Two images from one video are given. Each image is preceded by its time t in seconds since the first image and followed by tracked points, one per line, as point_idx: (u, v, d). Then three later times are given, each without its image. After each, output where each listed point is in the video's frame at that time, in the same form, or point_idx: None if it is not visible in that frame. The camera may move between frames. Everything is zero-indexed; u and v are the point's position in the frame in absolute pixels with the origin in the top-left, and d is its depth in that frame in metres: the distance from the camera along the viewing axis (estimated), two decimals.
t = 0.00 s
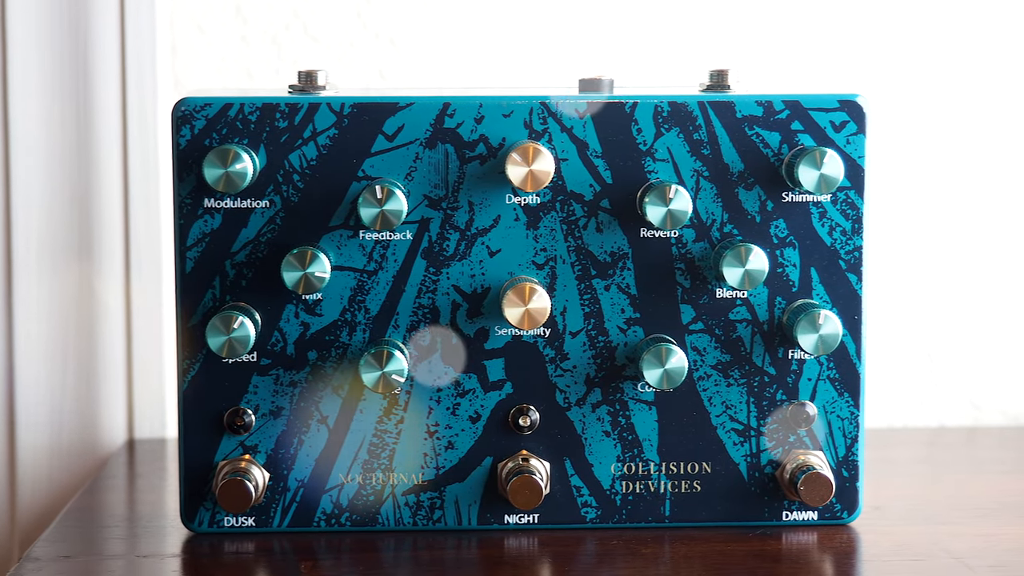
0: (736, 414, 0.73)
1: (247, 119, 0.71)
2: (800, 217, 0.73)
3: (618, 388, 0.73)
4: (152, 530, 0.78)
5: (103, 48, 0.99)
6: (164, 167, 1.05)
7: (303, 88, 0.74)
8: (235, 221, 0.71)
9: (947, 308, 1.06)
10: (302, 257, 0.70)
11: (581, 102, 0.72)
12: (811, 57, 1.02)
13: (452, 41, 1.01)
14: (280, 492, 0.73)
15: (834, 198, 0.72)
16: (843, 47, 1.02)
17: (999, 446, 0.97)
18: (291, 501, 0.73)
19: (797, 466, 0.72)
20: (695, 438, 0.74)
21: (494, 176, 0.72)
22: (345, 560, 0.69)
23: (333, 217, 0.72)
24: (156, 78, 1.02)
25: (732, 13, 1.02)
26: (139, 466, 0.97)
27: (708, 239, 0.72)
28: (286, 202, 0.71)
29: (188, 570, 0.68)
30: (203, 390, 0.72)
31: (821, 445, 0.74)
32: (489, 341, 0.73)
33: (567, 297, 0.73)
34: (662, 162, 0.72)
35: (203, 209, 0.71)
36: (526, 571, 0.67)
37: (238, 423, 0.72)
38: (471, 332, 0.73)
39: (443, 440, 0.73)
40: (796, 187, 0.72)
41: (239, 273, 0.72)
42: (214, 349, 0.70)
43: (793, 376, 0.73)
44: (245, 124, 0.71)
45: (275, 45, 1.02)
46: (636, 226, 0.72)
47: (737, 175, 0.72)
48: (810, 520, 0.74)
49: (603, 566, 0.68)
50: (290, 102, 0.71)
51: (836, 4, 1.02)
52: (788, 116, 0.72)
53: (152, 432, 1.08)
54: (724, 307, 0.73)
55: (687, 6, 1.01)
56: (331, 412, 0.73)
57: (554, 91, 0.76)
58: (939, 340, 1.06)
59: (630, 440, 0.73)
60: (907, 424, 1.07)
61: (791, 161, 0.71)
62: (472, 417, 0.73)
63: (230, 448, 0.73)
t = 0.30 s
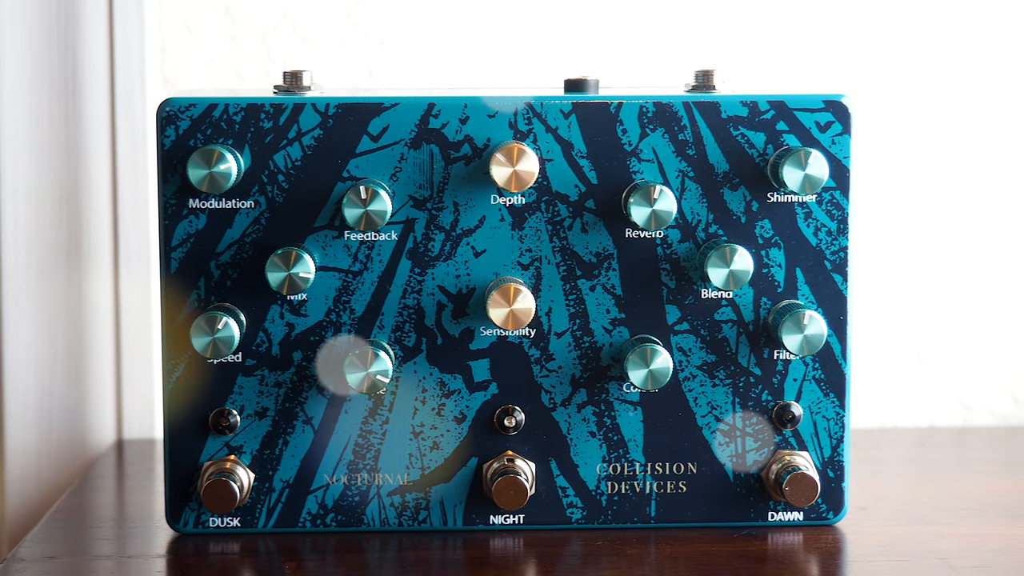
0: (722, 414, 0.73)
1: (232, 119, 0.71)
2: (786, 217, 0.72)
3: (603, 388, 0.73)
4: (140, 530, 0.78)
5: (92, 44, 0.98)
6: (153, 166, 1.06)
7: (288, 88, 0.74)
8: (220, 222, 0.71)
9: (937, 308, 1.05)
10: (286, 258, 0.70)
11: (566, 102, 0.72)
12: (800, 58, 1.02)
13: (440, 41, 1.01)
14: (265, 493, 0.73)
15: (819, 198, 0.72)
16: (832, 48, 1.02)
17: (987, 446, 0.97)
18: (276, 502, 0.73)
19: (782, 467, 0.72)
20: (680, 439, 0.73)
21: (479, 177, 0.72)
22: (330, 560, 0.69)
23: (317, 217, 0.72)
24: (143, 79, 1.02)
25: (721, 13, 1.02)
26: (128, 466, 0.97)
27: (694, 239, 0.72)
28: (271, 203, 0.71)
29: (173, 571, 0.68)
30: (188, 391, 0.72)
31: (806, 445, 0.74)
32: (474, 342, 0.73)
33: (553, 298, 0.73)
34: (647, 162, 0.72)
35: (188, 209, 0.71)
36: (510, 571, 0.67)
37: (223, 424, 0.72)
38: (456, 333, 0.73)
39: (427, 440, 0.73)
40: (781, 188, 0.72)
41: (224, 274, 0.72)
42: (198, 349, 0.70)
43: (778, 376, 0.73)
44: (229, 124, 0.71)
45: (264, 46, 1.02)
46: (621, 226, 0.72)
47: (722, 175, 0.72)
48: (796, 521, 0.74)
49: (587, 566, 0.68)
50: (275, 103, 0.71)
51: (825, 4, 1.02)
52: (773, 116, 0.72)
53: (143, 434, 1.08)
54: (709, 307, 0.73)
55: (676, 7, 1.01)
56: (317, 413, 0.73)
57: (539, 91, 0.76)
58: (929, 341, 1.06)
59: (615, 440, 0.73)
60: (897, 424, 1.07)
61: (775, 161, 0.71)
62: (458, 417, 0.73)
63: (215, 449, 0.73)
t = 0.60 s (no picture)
0: (708, 414, 0.73)
1: (217, 120, 0.71)
2: (772, 217, 0.72)
3: (589, 389, 0.73)
4: (129, 531, 0.78)
5: (82, 45, 0.98)
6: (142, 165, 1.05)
7: (274, 88, 0.74)
8: (206, 222, 0.71)
9: (928, 308, 1.05)
10: (272, 259, 0.70)
11: (552, 102, 0.72)
12: (790, 58, 1.02)
13: (430, 40, 1.01)
14: (251, 493, 0.73)
15: (805, 198, 0.72)
16: (823, 48, 1.02)
17: (977, 446, 0.97)
18: (262, 502, 0.73)
19: (768, 467, 0.72)
20: (667, 439, 0.73)
21: (465, 177, 0.72)
22: (315, 561, 0.69)
23: (303, 218, 0.72)
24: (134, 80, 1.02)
25: (711, 14, 1.02)
26: (118, 467, 0.97)
27: (680, 240, 0.72)
28: (256, 203, 0.71)
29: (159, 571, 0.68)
30: (175, 392, 0.72)
31: (792, 445, 0.74)
32: (460, 342, 0.73)
33: (539, 298, 0.73)
34: (633, 162, 0.72)
35: (174, 209, 0.71)
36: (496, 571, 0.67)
37: (209, 424, 0.72)
38: (442, 333, 0.73)
39: (414, 441, 0.73)
40: (766, 188, 0.72)
41: (209, 274, 0.72)
42: (183, 350, 0.70)
43: (765, 376, 0.73)
44: (215, 124, 0.71)
45: (254, 46, 1.02)
46: (607, 227, 0.72)
47: (708, 175, 0.72)
48: (782, 521, 0.74)
49: (573, 567, 0.68)
50: (261, 103, 0.71)
51: (815, 4, 1.02)
52: (759, 116, 0.72)
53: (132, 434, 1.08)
54: (695, 308, 0.73)
55: (666, 6, 1.01)
56: (302, 413, 0.73)
57: (526, 91, 0.76)
58: (919, 341, 1.06)
59: (601, 441, 0.73)
60: (887, 424, 1.07)
61: (761, 161, 0.71)
62: (444, 418, 0.73)
63: (201, 449, 0.73)
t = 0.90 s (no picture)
0: (695, 414, 0.73)
1: (204, 120, 0.71)
2: (759, 217, 0.72)
3: (576, 389, 0.73)
4: (119, 531, 0.78)
5: (73, 45, 0.98)
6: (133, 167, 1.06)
7: (261, 88, 0.74)
8: (193, 222, 0.71)
9: (920, 308, 1.05)
10: (258, 259, 0.70)
11: (539, 102, 0.72)
12: (781, 58, 1.02)
13: (420, 41, 1.01)
14: (238, 493, 0.73)
15: (793, 198, 0.72)
16: (814, 48, 1.02)
17: (967, 446, 0.97)
18: (249, 502, 0.73)
19: (755, 467, 0.72)
20: (654, 440, 0.73)
21: (452, 177, 0.72)
22: (303, 561, 0.69)
23: (290, 218, 0.72)
24: (124, 81, 1.02)
25: (702, 13, 1.02)
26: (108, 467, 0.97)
27: (667, 240, 0.72)
28: (243, 203, 0.71)
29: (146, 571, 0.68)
30: (161, 392, 0.72)
31: (780, 446, 0.74)
32: (447, 343, 0.73)
33: (526, 298, 0.73)
34: (620, 163, 0.72)
35: (161, 210, 0.71)
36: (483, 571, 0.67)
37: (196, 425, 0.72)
38: (429, 334, 0.73)
39: (401, 441, 0.73)
40: (754, 188, 0.72)
41: (196, 274, 0.72)
42: (169, 350, 0.70)
43: (752, 377, 0.73)
44: (201, 124, 0.71)
45: (244, 46, 1.02)
46: (595, 227, 0.72)
47: (695, 176, 0.72)
48: (770, 522, 0.74)
49: (560, 567, 0.68)
50: (247, 103, 0.71)
51: (806, 4, 1.02)
52: (746, 116, 0.72)
53: (122, 435, 1.08)
54: (683, 308, 0.73)
55: (657, 6, 1.01)
56: (290, 413, 0.73)
57: (514, 91, 0.76)
58: (910, 341, 1.06)
59: (589, 441, 0.73)
60: (878, 425, 1.07)
61: (748, 161, 0.71)
62: (431, 418, 0.73)
63: (188, 449, 0.73)
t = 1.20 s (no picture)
0: (683, 415, 0.73)
1: (191, 120, 0.71)
2: (746, 217, 0.72)
3: (564, 389, 0.73)
4: (109, 530, 0.78)
5: (63, 46, 0.98)
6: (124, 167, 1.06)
7: (249, 88, 0.74)
8: (180, 222, 0.71)
9: (911, 308, 1.05)
10: (245, 259, 0.70)
11: (527, 102, 0.72)
12: (773, 58, 1.02)
13: (411, 41, 1.01)
14: (226, 493, 0.73)
15: (780, 199, 0.72)
16: (805, 48, 1.02)
17: (957, 446, 0.97)
18: (237, 502, 0.73)
19: (743, 467, 0.72)
20: (642, 440, 0.73)
21: (440, 177, 0.72)
22: (290, 561, 0.69)
23: (277, 218, 0.71)
24: (115, 81, 1.02)
25: (693, 13, 1.02)
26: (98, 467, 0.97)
27: (655, 240, 0.72)
28: (230, 203, 0.71)
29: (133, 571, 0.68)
30: (149, 392, 0.72)
31: (768, 446, 0.74)
32: (435, 343, 0.73)
33: (514, 298, 0.73)
34: (608, 163, 0.72)
35: (148, 210, 0.71)
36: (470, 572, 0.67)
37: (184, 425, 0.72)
38: (417, 334, 0.73)
39: (389, 441, 0.73)
40: (741, 188, 0.72)
41: (183, 274, 0.72)
42: (156, 350, 0.70)
43: (740, 377, 0.73)
44: (188, 124, 0.71)
45: (235, 46, 1.02)
46: (582, 227, 0.72)
47: (682, 176, 0.72)
48: (758, 522, 0.74)
49: (547, 567, 0.68)
50: (234, 103, 0.71)
51: (797, 3, 1.02)
52: (733, 116, 0.72)
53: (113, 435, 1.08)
54: (670, 308, 0.73)
55: (648, 6, 1.01)
56: (277, 413, 0.73)
57: (502, 91, 0.76)
58: (901, 341, 1.06)
59: (576, 441, 0.73)
60: (869, 425, 1.07)
61: (735, 161, 0.71)
62: (419, 418, 0.73)
63: (176, 450, 0.73)
